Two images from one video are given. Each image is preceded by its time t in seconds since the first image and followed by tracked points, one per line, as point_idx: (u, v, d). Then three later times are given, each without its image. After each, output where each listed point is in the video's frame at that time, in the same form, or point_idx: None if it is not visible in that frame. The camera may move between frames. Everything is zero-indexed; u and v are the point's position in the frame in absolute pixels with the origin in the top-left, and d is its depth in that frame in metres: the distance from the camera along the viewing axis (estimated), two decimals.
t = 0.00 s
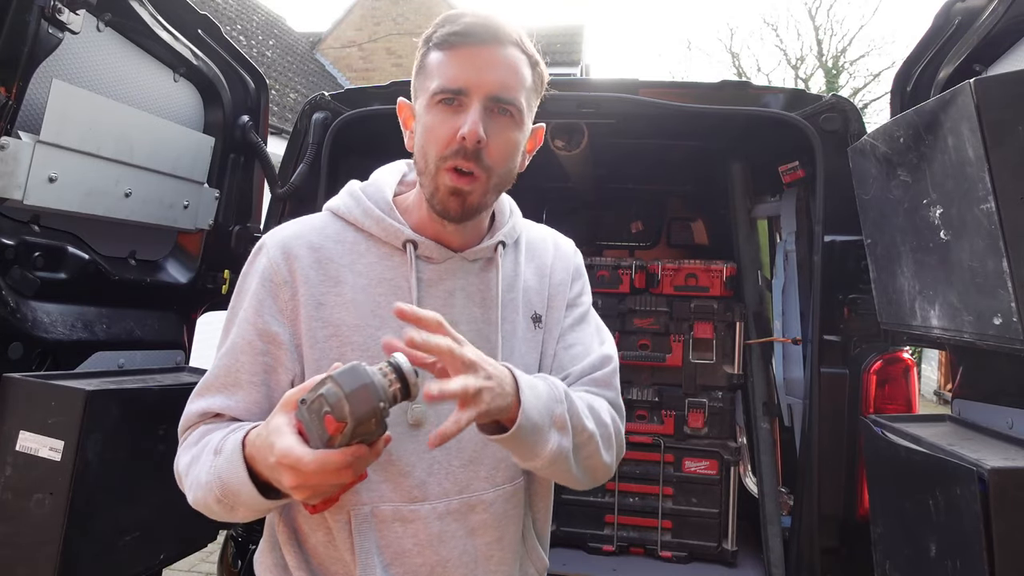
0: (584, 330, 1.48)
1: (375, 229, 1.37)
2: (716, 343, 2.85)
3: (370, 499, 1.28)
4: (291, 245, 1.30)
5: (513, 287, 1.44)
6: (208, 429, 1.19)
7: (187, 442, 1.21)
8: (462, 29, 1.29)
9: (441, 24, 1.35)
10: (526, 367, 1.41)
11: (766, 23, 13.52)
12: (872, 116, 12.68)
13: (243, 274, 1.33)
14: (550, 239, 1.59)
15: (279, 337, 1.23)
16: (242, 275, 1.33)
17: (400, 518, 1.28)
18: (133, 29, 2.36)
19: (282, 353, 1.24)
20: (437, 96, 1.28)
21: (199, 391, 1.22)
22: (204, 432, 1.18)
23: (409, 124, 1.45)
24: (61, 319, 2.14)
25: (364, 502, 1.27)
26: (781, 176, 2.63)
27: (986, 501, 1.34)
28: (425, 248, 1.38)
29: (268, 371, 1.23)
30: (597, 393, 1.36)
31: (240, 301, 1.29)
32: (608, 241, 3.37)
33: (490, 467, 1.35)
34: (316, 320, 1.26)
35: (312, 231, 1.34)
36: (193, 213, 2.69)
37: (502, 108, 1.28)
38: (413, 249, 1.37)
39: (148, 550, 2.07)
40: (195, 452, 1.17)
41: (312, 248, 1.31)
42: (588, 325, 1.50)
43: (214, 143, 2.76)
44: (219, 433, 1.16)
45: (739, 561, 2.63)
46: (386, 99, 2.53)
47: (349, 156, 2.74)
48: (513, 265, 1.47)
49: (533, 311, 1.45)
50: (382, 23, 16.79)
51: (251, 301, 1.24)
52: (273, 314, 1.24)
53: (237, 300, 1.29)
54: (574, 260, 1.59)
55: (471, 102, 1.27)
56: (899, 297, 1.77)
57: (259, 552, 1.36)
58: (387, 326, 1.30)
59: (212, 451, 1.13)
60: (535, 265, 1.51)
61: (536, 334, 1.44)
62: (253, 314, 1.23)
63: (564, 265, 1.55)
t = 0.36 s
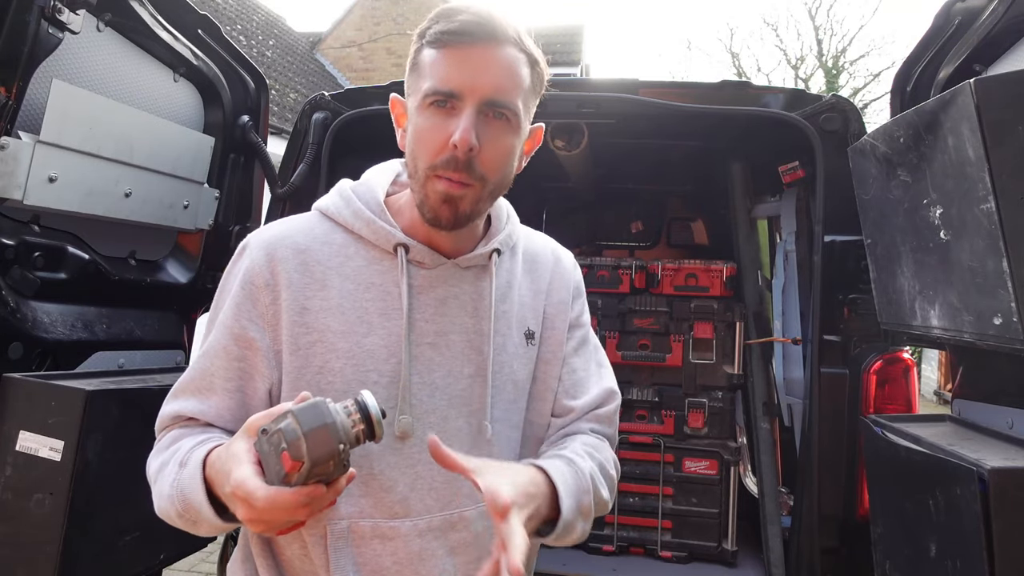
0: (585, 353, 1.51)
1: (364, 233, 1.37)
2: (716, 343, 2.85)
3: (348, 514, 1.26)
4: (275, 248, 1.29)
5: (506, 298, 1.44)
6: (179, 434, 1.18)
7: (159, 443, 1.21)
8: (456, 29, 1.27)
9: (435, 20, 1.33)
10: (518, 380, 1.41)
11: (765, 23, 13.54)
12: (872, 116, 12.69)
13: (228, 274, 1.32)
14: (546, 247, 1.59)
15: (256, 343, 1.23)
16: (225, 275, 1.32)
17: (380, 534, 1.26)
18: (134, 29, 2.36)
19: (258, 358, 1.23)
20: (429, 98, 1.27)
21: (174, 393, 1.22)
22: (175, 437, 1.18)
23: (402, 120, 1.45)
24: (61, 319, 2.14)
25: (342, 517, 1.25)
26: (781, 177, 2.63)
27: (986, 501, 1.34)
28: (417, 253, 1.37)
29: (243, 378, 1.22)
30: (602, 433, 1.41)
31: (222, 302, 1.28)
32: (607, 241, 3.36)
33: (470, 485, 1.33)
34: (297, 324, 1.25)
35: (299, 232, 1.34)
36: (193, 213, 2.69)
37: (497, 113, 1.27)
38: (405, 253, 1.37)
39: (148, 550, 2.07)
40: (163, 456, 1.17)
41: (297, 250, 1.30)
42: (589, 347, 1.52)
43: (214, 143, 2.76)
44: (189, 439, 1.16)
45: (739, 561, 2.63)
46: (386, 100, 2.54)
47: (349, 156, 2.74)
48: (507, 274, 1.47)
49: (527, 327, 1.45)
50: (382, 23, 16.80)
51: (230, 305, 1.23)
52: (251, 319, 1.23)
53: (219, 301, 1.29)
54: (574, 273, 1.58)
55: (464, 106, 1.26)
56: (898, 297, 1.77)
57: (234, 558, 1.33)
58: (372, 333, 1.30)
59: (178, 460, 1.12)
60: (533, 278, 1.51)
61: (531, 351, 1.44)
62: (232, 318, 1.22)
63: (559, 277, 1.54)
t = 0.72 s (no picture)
0: (572, 349, 1.60)
1: (372, 233, 1.33)
2: (716, 343, 2.85)
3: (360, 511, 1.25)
4: (284, 247, 1.24)
5: (508, 297, 1.44)
6: (158, 426, 1.11)
7: (132, 431, 1.14)
8: (425, 36, 1.21)
9: (403, 27, 1.26)
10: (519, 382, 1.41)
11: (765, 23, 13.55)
12: (872, 116, 12.69)
13: (228, 268, 1.25)
14: (544, 248, 1.58)
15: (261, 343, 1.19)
16: (225, 269, 1.25)
17: (393, 527, 1.27)
18: (134, 29, 2.36)
19: (262, 358, 1.19)
20: (409, 111, 1.22)
21: (160, 379, 1.16)
22: (153, 429, 1.11)
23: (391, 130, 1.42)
24: (61, 319, 2.14)
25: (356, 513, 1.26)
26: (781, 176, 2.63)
27: (986, 501, 1.34)
28: (426, 254, 1.34)
29: (243, 377, 1.17)
30: (575, 427, 1.60)
31: (222, 295, 1.22)
32: (607, 241, 3.36)
33: (482, 478, 1.35)
34: (309, 326, 1.22)
35: (307, 232, 1.29)
36: (192, 213, 2.69)
37: (481, 116, 1.23)
38: (414, 255, 1.34)
39: (148, 550, 2.07)
40: (138, 448, 1.10)
41: (307, 251, 1.26)
42: (575, 343, 1.61)
43: (214, 143, 2.76)
44: (167, 434, 1.09)
45: (739, 561, 2.63)
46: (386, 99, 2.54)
47: (350, 155, 2.74)
48: (509, 274, 1.47)
49: (527, 326, 1.46)
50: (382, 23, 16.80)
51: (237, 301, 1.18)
52: (258, 318, 1.19)
53: (219, 292, 1.22)
54: (571, 273, 1.60)
55: (448, 114, 1.21)
56: (898, 297, 1.77)
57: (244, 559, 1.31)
58: (385, 335, 1.28)
59: (158, 456, 1.05)
60: (534, 278, 1.52)
61: (530, 348, 1.46)
62: (239, 315, 1.17)
63: (555, 278, 1.55)
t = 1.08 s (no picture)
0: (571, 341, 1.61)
1: (386, 235, 1.31)
2: (716, 343, 2.85)
3: (379, 507, 1.25)
4: (302, 251, 1.22)
5: (513, 292, 1.45)
6: (176, 449, 1.02)
7: (144, 449, 1.05)
8: (425, 56, 1.18)
9: (404, 44, 1.23)
10: (526, 369, 1.43)
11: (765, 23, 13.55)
12: (871, 116, 12.70)
13: (241, 269, 1.20)
14: (542, 242, 1.59)
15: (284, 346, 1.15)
16: (238, 271, 1.20)
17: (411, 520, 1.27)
18: (134, 29, 2.36)
19: (285, 362, 1.16)
20: (415, 129, 1.20)
21: (179, 390, 1.08)
22: (170, 451, 1.02)
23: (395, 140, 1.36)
24: (61, 319, 2.14)
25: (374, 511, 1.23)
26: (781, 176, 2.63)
27: (986, 500, 1.34)
28: (437, 255, 1.33)
29: (268, 380, 1.12)
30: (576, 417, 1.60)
31: (238, 297, 1.16)
32: (607, 241, 3.36)
33: (492, 469, 1.36)
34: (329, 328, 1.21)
35: (322, 235, 1.26)
36: (192, 213, 2.69)
37: (488, 131, 1.22)
38: (427, 257, 1.33)
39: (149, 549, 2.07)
40: (152, 472, 1.01)
41: (324, 254, 1.24)
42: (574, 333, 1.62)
43: (214, 143, 2.76)
44: (188, 458, 1.01)
45: (739, 561, 2.63)
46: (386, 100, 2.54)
47: (350, 156, 2.74)
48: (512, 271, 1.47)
49: (532, 319, 1.47)
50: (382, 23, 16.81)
51: (260, 303, 1.13)
52: (281, 320, 1.16)
53: (234, 294, 1.16)
54: (568, 266, 1.62)
55: (453, 132, 1.19)
56: (898, 297, 1.77)
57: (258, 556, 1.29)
58: (401, 335, 1.27)
59: (181, 487, 0.96)
60: (533, 271, 1.54)
61: (534, 341, 1.47)
62: (263, 317, 1.13)
63: (553, 271, 1.57)
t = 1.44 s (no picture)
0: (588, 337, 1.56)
1: (380, 237, 1.30)
2: (716, 343, 2.84)
3: (383, 504, 1.24)
4: (295, 260, 1.24)
5: (517, 291, 1.43)
6: (175, 433, 1.17)
7: (154, 422, 1.21)
8: (415, 79, 1.14)
9: (399, 62, 1.20)
10: (533, 368, 1.40)
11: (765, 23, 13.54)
12: (872, 116, 12.71)
13: (245, 272, 1.28)
14: (551, 239, 1.55)
15: (273, 352, 1.22)
16: (241, 274, 1.28)
17: (417, 520, 1.26)
18: (134, 29, 2.36)
19: (275, 365, 1.23)
20: (404, 151, 1.18)
21: (182, 376, 1.23)
22: (170, 434, 1.17)
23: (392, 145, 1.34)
24: (61, 319, 2.15)
25: (378, 509, 1.24)
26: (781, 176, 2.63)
27: (986, 501, 1.34)
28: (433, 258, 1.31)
29: (253, 382, 1.22)
30: (596, 414, 1.57)
31: (239, 297, 1.25)
32: (607, 241, 3.36)
33: (499, 469, 1.33)
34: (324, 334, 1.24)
35: (317, 241, 1.28)
36: (193, 213, 2.69)
37: (477, 157, 1.18)
38: (423, 258, 1.31)
39: (149, 549, 2.07)
40: (155, 451, 1.17)
41: (317, 262, 1.25)
42: (591, 329, 1.57)
43: (214, 143, 2.76)
44: (184, 444, 1.16)
45: (739, 561, 2.64)
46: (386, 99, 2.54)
47: (350, 156, 2.74)
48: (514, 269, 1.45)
49: (538, 317, 1.44)
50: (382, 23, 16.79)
51: (251, 312, 1.21)
52: (269, 328, 1.21)
53: (237, 294, 1.26)
54: (579, 260, 1.58)
55: (441, 157, 1.17)
56: (898, 297, 1.77)
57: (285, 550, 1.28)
58: (397, 337, 1.27)
59: (173, 479, 1.11)
60: (542, 267, 1.50)
61: (541, 340, 1.44)
62: (250, 327, 1.20)
63: (565, 267, 1.52)
